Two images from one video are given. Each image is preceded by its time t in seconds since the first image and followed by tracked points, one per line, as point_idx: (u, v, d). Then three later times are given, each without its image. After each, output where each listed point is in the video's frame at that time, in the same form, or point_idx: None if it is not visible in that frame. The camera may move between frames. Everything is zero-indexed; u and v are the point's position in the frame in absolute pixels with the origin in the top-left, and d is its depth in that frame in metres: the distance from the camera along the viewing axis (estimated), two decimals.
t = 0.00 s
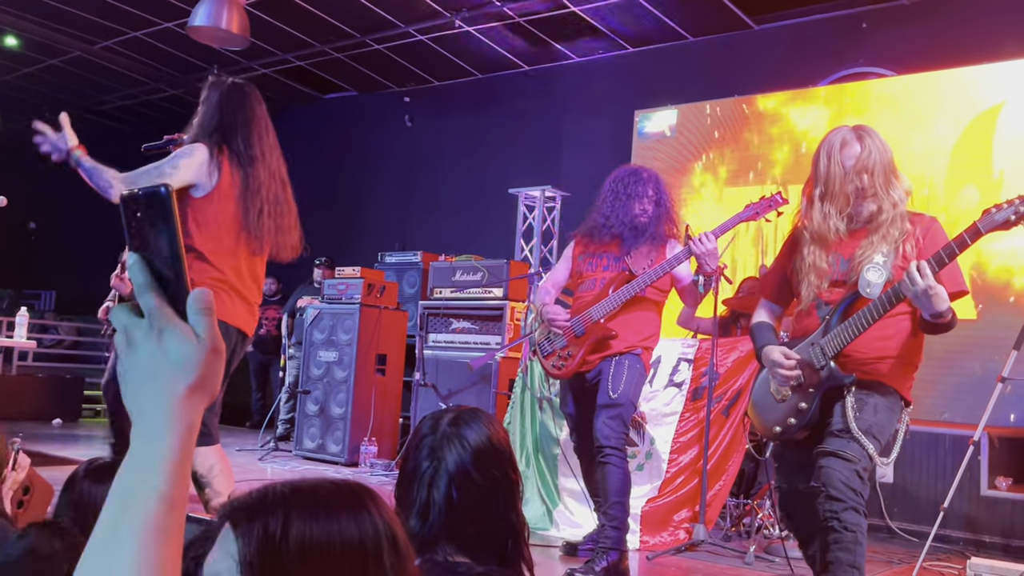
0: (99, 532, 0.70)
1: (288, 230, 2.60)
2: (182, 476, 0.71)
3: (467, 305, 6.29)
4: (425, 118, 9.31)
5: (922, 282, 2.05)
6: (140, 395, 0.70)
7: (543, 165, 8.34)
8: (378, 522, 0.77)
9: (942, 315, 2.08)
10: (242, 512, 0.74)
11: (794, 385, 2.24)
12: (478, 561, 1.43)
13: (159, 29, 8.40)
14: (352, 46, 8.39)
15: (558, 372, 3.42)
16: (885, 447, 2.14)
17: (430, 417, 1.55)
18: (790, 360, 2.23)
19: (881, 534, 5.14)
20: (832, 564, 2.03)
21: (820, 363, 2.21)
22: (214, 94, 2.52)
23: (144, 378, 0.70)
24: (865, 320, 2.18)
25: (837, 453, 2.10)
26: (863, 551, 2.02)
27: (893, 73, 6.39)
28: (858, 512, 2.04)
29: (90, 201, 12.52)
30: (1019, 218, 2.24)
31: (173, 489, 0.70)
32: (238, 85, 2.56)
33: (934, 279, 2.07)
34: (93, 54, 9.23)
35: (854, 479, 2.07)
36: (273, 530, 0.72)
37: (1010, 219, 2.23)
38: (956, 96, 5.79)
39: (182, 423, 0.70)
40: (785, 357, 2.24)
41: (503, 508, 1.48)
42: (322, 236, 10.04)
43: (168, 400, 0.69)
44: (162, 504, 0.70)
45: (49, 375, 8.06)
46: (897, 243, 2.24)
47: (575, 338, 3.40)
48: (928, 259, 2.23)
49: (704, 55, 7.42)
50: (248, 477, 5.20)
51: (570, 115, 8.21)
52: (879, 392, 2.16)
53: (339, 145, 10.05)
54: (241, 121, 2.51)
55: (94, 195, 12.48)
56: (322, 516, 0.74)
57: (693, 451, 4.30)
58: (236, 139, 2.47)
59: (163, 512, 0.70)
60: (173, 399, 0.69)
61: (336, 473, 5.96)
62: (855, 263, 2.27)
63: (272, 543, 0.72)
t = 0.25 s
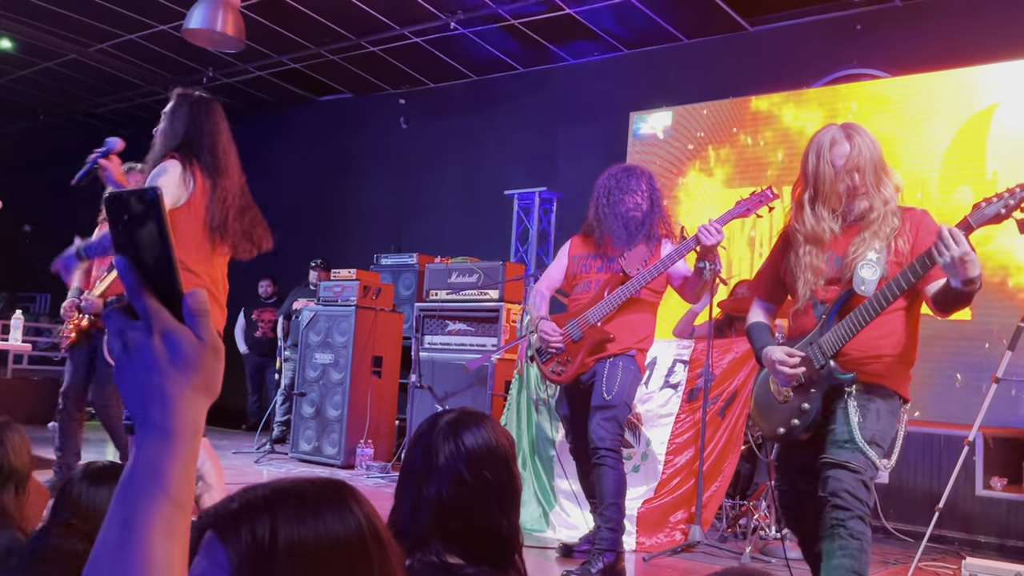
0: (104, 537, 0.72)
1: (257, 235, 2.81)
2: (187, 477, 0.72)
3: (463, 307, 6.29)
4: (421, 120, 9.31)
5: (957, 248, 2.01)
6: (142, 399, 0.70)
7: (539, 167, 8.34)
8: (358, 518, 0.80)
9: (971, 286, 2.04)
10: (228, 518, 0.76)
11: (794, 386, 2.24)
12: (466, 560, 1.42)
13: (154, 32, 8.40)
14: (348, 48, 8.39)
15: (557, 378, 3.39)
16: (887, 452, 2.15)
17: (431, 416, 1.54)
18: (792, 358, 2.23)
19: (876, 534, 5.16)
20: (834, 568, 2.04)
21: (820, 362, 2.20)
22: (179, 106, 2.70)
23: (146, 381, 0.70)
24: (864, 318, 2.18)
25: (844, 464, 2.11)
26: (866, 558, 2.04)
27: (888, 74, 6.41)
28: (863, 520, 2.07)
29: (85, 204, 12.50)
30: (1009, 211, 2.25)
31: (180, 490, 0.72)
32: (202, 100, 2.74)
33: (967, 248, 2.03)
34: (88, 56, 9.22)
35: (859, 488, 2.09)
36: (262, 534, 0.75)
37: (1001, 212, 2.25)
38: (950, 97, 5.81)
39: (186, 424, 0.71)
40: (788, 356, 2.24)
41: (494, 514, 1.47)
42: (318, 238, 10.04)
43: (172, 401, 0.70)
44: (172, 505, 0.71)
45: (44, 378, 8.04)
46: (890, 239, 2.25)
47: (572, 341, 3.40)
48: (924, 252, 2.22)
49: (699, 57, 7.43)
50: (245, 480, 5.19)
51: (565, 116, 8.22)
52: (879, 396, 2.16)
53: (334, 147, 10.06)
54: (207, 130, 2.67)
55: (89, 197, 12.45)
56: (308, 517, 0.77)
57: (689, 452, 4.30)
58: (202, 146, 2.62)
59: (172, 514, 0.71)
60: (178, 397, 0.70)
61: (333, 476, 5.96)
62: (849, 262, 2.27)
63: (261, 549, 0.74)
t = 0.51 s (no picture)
0: (95, 535, 0.74)
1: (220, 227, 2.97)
2: (175, 476, 0.75)
3: (461, 308, 6.31)
4: (418, 121, 9.33)
5: (920, 285, 2.03)
6: (127, 401, 0.73)
7: (535, 168, 8.36)
8: (343, 515, 0.82)
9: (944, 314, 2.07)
10: (214, 518, 0.79)
11: (791, 389, 2.25)
12: (460, 558, 1.39)
13: (152, 34, 8.41)
14: (345, 50, 8.41)
15: (553, 380, 3.43)
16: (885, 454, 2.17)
17: (424, 417, 1.52)
18: (783, 366, 2.26)
19: (873, 533, 5.17)
20: (834, 567, 2.04)
21: (817, 365, 2.23)
22: (137, 103, 2.79)
23: (131, 383, 0.73)
24: (858, 325, 2.19)
25: (844, 467, 2.13)
26: (865, 558, 2.04)
27: (883, 76, 6.44)
28: (863, 521, 2.08)
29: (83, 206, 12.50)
30: (1004, 217, 2.27)
31: (168, 488, 0.74)
32: (161, 94, 2.85)
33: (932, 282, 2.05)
34: (85, 59, 9.23)
35: (858, 490, 2.11)
36: (248, 532, 0.77)
37: (996, 218, 2.27)
38: (945, 97, 5.83)
39: (172, 425, 0.74)
40: (780, 363, 2.27)
41: (487, 515, 1.43)
42: (315, 240, 10.05)
43: (159, 401, 0.73)
44: (160, 502, 0.74)
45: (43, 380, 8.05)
46: (884, 241, 2.26)
47: (568, 343, 3.43)
48: (918, 254, 2.26)
49: (695, 58, 7.46)
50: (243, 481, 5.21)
51: (562, 118, 8.24)
52: (877, 398, 2.18)
53: (331, 149, 10.08)
54: (179, 124, 2.85)
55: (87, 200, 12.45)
56: (293, 515, 0.79)
57: (686, 451, 4.31)
58: (179, 142, 2.83)
59: (161, 510, 0.74)
60: (164, 398, 0.73)
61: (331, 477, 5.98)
62: (843, 266, 2.29)
63: (249, 546, 0.77)
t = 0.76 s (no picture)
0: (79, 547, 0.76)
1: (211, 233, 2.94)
2: (160, 488, 0.76)
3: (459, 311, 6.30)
4: (417, 124, 9.33)
5: (940, 269, 2.03)
6: (114, 413, 0.74)
7: (534, 171, 8.36)
8: (317, 524, 0.83)
9: (961, 300, 2.08)
10: (193, 534, 0.80)
11: (788, 391, 2.23)
12: (453, 566, 1.38)
13: (151, 38, 8.41)
14: (343, 53, 8.41)
15: (550, 382, 3.45)
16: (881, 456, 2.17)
17: (415, 423, 1.50)
18: (782, 366, 2.24)
19: (873, 534, 5.17)
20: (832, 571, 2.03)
21: (815, 366, 2.22)
22: (114, 113, 2.74)
23: (118, 395, 0.73)
24: (857, 325, 2.19)
25: (842, 469, 2.12)
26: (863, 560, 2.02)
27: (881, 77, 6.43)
28: (860, 524, 2.06)
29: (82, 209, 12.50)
30: (1002, 218, 2.26)
31: (154, 500, 0.76)
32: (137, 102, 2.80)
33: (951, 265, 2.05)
34: (84, 63, 9.23)
35: (856, 493, 2.10)
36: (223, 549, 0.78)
37: (994, 219, 2.26)
38: (944, 99, 5.83)
39: (158, 436, 0.75)
40: (778, 363, 2.25)
41: (480, 517, 1.41)
42: (314, 243, 10.05)
43: (146, 415, 0.74)
44: (146, 515, 0.76)
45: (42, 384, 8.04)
46: (880, 243, 2.26)
47: (565, 345, 3.44)
48: (916, 255, 2.26)
49: (694, 60, 7.46)
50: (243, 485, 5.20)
51: (561, 120, 8.24)
52: (875, 400, 2.18)
53: (329, 152, 10.08)
54: (160, 131, 2.81)
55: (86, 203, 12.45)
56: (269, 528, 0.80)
57: (685, 454, 4.32)
58: (160, 148, 2.77)
59: (146, 521, 0.76)
60: (151, 412, 0.74)
61: (330, 480, 5.97)
62: (839, 267, 2.29)
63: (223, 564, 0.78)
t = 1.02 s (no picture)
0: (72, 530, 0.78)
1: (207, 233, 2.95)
2: (150, 473, 0.78)
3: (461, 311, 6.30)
4: (419, 125, 9.33)
5: (940, 265, 2.03)
6: (107, 399, 0.76)
7: (536, 170, 8.36)
8: (329, 516, 0.81)
9: (959, 295, 2.08)
10: (201, 517, 0.78)
11: (787, 386, 2.23)
12: (450, 562, 1.38)
13: (153, 39, 8.42)
14: (345, 54, 8.41)
15: (550, 382, 3.43)
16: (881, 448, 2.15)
17: (411, 420, 1.49)
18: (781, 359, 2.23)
19: (876, 534, 5.16)
20: (829, 563, 2.04)
21: (813, 362, 2.20)
22: (107, 114, 2.74)
23: (112, 381, 0.76)
24: (855, 320, 2.19)
25: (837, 459, 2.11)
26: (861, 553, 2.03)
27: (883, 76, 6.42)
28: (857, 515, 2.05)
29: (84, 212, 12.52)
30: (1001, 212, 2.26)
31: (143, 483, 0.78)
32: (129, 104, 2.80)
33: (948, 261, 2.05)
34: (86, 65, 9.24)
35: (852, 483, 2.09)
36: (232, 533, 0.77)
37: (993, 213, 2.26)
38: (947, 97, 5.82)
39: (151, 422, 0.77)
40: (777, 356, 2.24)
41: (474, 513, 1.40)
42: (316, 244, 10.05)
43: (137, 400, 0.76)
44: (136, 498, 0.77)
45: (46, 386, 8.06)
46: (881, 241, 2.26)
47: (564, 344, 3.44)
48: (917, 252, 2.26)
49: (695, 60, 7.45)
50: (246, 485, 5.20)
51: (562, 120, 8.24)
52: (875, 394, 2.17)
53: (331, 153, 10.08)
54: (149, 135, 2.78)
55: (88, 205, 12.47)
56: (278, 515, 0.79)
57: (687, 453, 4.32)
58: (152, 148, 2.77)
59: (136, 505, 0.77)
60: (143, 397, 0.76)
61: (333, 481, 5.97)
62: (840, 263, 2.28)
63: (232, 546, 0.76)
